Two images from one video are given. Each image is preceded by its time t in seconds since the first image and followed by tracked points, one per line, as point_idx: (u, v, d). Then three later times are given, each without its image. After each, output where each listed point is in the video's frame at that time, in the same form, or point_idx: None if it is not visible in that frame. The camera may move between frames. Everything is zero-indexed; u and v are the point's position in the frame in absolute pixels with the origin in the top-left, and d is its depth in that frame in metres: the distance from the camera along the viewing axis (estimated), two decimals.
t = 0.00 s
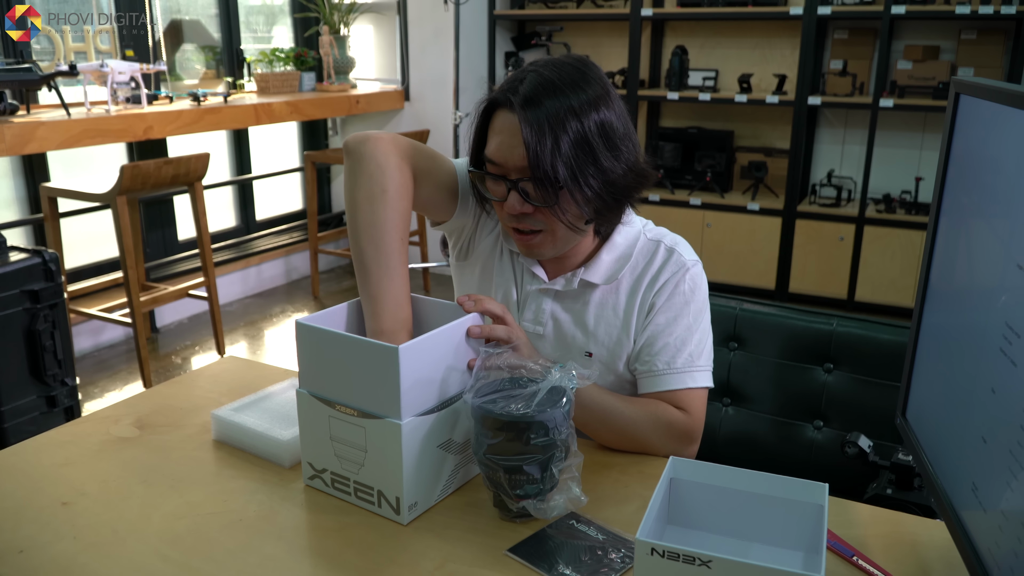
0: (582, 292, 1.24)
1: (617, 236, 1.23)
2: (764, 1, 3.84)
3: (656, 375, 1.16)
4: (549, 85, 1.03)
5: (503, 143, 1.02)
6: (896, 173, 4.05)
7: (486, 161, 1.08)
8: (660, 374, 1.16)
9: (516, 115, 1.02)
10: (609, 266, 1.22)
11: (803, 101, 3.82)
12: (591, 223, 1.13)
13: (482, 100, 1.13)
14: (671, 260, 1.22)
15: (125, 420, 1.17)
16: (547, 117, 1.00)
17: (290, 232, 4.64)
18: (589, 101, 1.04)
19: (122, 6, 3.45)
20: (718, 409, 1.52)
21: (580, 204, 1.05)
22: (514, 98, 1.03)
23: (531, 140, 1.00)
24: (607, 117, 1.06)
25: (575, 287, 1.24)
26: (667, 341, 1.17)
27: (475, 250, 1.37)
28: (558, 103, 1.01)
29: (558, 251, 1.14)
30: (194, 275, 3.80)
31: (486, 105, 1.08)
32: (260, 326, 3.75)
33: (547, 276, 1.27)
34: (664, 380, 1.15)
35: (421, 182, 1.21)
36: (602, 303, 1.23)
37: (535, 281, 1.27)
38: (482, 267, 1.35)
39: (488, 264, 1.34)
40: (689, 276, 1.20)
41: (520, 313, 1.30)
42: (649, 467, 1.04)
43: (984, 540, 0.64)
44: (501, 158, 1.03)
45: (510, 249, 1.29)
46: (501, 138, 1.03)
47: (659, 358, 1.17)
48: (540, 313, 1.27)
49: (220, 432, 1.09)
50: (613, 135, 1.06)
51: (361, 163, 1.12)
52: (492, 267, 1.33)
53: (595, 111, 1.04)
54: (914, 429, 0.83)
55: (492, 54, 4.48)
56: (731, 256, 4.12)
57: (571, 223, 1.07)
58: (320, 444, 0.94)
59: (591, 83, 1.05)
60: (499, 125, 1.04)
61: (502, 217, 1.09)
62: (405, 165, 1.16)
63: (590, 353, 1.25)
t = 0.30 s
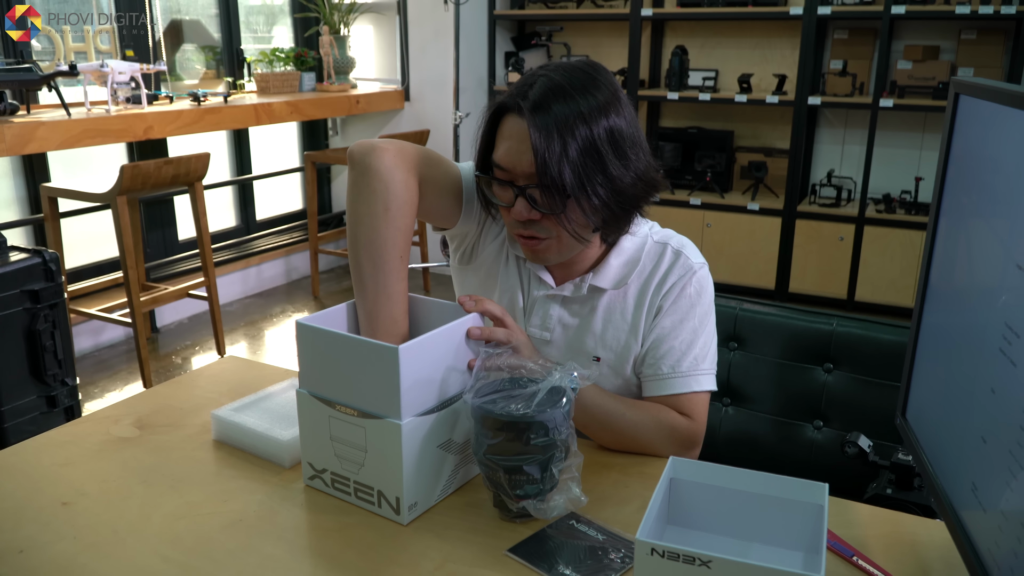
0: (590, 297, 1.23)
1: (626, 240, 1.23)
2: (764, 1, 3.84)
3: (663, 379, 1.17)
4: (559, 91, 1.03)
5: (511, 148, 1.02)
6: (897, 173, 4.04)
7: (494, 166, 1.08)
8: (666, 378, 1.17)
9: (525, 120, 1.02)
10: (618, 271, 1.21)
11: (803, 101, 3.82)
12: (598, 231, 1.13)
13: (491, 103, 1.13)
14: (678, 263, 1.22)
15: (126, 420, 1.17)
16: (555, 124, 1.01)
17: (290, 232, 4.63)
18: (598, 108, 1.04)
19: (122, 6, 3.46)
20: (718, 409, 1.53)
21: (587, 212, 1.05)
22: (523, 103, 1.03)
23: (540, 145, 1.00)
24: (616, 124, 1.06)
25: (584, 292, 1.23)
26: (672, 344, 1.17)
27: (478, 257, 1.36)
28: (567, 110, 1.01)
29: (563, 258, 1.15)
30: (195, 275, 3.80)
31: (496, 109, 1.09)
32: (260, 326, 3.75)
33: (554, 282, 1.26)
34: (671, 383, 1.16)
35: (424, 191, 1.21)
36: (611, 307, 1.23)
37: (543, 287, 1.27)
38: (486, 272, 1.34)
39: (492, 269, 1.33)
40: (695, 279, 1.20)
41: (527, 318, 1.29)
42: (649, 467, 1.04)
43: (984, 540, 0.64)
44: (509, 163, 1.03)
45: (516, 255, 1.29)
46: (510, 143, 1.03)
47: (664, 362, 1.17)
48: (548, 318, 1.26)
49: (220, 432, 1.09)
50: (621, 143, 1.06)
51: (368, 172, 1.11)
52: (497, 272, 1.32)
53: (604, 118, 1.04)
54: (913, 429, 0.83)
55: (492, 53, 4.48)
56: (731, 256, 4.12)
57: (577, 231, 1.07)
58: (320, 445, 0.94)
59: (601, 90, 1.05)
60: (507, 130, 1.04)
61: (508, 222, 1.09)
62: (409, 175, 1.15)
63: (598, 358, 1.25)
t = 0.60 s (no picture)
0: (599, 283, 1.25)
1: (635, 231, 1.25)
2: (764, 1, 3.84)
3: (668, 371, 1.16)
4: (581, 79, 1.08)
5: (533, 130, 1.07)
6: (896, 173, 4.04)
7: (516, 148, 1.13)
8: (672, 371, 1.16)
9: (548, 104, 1.07)
10: (627, 260, 1.24)
11: (803, 101, 3.82)
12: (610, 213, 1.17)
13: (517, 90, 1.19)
14: (691, 262, 1.23)
15: (126, 420, 1.17)
16: (575, 109, 1.06)
17: (290, 232, 4.63)
18: (617, 99, 1.09)
19: (122, 6, 3.45)
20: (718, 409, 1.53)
21: (602, 192, 1.09)
22: (547, 88, 1.08)
23: (561, 128, 1.05)
24: (632, 117, 1.10)
25: (593, 278, 1.25)
26: (682, 339, 1.18)
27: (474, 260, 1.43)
28: (588, 98, 1.06)
29: (576, 239, 1.19)
30: (194, 275, 3.80)
31: (520, 94, 1.13)
32: (260, 326, 3.75)
33: (565, 266, 1.29)
34: (673, 375, 1.15)
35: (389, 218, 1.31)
36: (619, 296, 1.25)
37: (553, 272, 1.29)
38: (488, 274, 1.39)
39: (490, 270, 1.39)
40: (708, 279, 1.22)
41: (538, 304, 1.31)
42: (650, 467, 1.04)
43: (984, 540, 0.64)
44: (531, 144, 1.08)
45: (526, 242, 1.32)
46: (532, 125, 1.08)
47: (673, 355, 1.17)
48: (558, 302, 1.28)
49: (220, 432, 1.09)
50: (636, 132, 1.11)
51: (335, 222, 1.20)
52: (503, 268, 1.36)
53: (621, 110, 1.09)
54: (913, 428, 0.83)
55: (492, 53, 4.48)
56: (731, 256, 4.12)
57: (592, 210, 1.11)
58: (320, 447, 0.94)
59: (621, 83, 1.10)
60: (530, 113, 1.09)
61: (527, 201, 1.14)
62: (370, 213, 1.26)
63: (605, 344, 1.26)
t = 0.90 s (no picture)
0: (590, 263, 1.28)
1: (622, 214, 1.28)
2: (764, 1, 3.84)
3: (659, 353, 1.18)
4: (574, 71, 1.11)
5: (530, 120, 1.11)
6: (896, 172, 4.05)
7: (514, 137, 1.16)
8: (662, 354, 1.18)
9: (543, 95, 1.10)
10: (614, 240, 1.26)
11: (803, 101, 3.82)
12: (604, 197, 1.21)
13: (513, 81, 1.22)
14: (677, 243, 1.25)
15: (126, 420, 1.17)
16: (570, 101, 1.09)
17: (290, 232, 4.63)
18: (610, 90, 1.12)
19: (122, 6, 3.45)
20: (717, 409, 1.53)
21: (597, 179, 1.13)
22: (542, 80, 1.11)
23: (557, 118, 1.08)
24: (624, 108, 1.14)
25: (583, 259, 1.28)
26: (675, 321, 1.19)
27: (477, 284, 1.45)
28: (582, 90, 1.10)
29: (573, 223, 1.22)
30: (194, 275, 3.80)
31: (516, 85, 1.17)
32: (260, 326, 3.75)
33: (557, 252, 1.32)
34: (664, 357, 1.18)
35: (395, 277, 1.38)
36: (609, 276, 1.27)
37: (547, 258, 1.31)
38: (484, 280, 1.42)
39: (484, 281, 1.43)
40: (696, 261, 1.24)
41: (532, 291, 1.32)
42: (649, 466, 1.04)
43: (984, 540, 0.64)
44: (528, 133, 1.11)
45: (520, 235, 1.35)
46: (529, 116, 1.11)
47: (667, 337, 1.19)
48: (553, 286, 1.30)
49: (219, 432, 1.09)
50: (629, 122, 1.15)
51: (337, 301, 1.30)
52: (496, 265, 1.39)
53: (614, 101, 1.13)
54: (914, 428, 0.83)
55: (492, 53, 4.48)
56: (731, 256, 4.12)
57: (587, 195, 1.15)
58: (319, 448, 0.93)
59: (613, 74, 1.14)
60: (527, 104, 1.13)
61: (524, 188, 1.18)
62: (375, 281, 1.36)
63: (597, 324, 1.27)
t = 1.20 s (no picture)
0: (588, 249, 1.29)
1: (617, 203, 1.29)
2: (764, 1, 3.84)
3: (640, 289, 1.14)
4: (569, 62, 1.13)
5: (527, 110, 1.12)
6: (896, 173, 4.05)
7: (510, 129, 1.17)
8: (643, 289, 1.13)
9: (540, 87, 1.11)
10: (611, 227, 1.28)
11: (803, 101, 3.82)
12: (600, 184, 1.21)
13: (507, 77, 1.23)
14: (669, 222, 1.27)
15: (126, 420, 1.17)
16: (566, 90, 1.10)
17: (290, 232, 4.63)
18: (604, 79, 1.14)
19: (122, 6, 3.45)
20: (717, 409, 1.53)
21: (594, 165, 1.14)
22: (538, 72, 1.12)
23: (554, 108, 1.09)
24: (619, 97, 1.15)
25: (582, 245, 1.29)
26: (660, 270, 1.17)
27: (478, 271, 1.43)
28: (577, 80, 1.11)
29: (572, 214, 1.22)
30: (195, 275, 3.80)
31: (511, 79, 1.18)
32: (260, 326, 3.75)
33: (554, 240, 1.33)
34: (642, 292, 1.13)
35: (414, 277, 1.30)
36: (606, 258, 1.28)
37: (545, 248, 1.32)
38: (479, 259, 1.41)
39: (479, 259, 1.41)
40: (686, 234, 1.25)
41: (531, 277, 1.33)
42: (649, 466, 1.04)
43: (985, 540, 0.64)
44: (526, 123, 1.12)
45: (517, 227, 1.36)
46: (526, 107, 1.12)
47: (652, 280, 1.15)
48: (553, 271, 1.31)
49: (220, 432, 1.09)
50: (624, 111, 1.16)
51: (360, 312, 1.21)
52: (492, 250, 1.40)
53: (609, 90, 1.14)
54: (914, 428, 0.83)
55: (492, 53, 4.48)
56: (730, 256, 4.12)
57: (586, 183, 1.15)
58: (301, 329, 0.92)
59: (607, 66, 1.15)
60: (523, 95, 1.14)
61: (522, 179, 1.17)
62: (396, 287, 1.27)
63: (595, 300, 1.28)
